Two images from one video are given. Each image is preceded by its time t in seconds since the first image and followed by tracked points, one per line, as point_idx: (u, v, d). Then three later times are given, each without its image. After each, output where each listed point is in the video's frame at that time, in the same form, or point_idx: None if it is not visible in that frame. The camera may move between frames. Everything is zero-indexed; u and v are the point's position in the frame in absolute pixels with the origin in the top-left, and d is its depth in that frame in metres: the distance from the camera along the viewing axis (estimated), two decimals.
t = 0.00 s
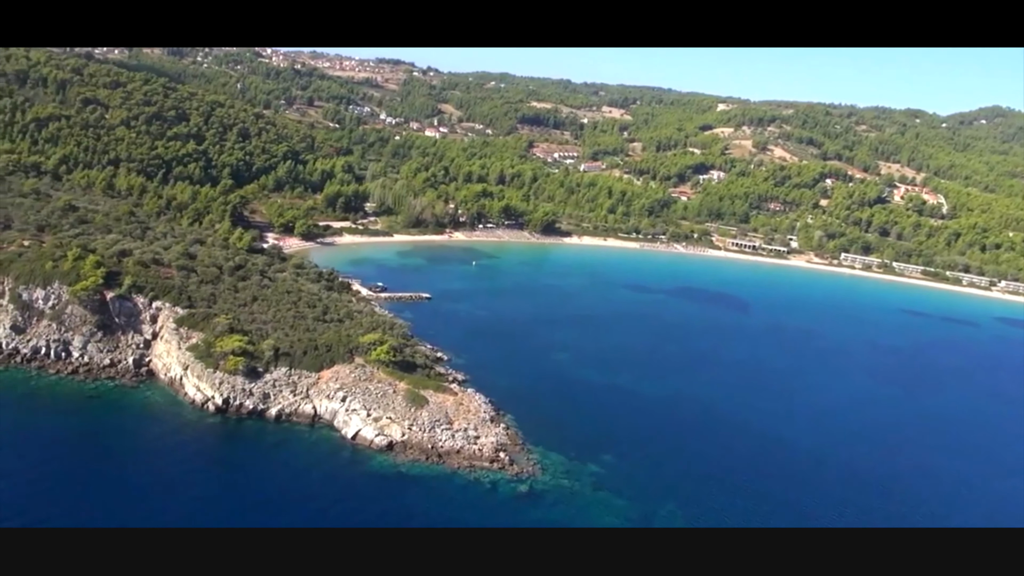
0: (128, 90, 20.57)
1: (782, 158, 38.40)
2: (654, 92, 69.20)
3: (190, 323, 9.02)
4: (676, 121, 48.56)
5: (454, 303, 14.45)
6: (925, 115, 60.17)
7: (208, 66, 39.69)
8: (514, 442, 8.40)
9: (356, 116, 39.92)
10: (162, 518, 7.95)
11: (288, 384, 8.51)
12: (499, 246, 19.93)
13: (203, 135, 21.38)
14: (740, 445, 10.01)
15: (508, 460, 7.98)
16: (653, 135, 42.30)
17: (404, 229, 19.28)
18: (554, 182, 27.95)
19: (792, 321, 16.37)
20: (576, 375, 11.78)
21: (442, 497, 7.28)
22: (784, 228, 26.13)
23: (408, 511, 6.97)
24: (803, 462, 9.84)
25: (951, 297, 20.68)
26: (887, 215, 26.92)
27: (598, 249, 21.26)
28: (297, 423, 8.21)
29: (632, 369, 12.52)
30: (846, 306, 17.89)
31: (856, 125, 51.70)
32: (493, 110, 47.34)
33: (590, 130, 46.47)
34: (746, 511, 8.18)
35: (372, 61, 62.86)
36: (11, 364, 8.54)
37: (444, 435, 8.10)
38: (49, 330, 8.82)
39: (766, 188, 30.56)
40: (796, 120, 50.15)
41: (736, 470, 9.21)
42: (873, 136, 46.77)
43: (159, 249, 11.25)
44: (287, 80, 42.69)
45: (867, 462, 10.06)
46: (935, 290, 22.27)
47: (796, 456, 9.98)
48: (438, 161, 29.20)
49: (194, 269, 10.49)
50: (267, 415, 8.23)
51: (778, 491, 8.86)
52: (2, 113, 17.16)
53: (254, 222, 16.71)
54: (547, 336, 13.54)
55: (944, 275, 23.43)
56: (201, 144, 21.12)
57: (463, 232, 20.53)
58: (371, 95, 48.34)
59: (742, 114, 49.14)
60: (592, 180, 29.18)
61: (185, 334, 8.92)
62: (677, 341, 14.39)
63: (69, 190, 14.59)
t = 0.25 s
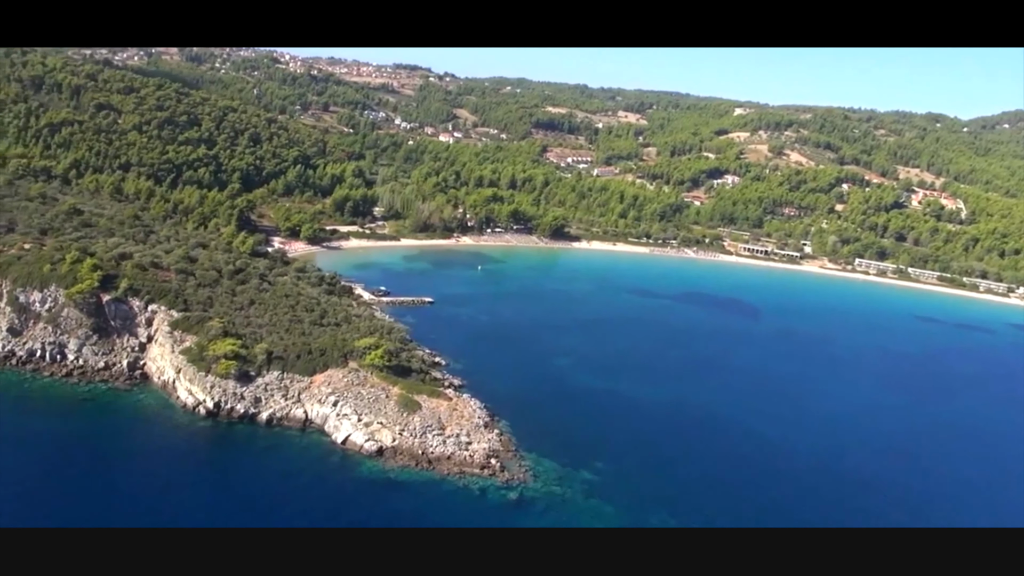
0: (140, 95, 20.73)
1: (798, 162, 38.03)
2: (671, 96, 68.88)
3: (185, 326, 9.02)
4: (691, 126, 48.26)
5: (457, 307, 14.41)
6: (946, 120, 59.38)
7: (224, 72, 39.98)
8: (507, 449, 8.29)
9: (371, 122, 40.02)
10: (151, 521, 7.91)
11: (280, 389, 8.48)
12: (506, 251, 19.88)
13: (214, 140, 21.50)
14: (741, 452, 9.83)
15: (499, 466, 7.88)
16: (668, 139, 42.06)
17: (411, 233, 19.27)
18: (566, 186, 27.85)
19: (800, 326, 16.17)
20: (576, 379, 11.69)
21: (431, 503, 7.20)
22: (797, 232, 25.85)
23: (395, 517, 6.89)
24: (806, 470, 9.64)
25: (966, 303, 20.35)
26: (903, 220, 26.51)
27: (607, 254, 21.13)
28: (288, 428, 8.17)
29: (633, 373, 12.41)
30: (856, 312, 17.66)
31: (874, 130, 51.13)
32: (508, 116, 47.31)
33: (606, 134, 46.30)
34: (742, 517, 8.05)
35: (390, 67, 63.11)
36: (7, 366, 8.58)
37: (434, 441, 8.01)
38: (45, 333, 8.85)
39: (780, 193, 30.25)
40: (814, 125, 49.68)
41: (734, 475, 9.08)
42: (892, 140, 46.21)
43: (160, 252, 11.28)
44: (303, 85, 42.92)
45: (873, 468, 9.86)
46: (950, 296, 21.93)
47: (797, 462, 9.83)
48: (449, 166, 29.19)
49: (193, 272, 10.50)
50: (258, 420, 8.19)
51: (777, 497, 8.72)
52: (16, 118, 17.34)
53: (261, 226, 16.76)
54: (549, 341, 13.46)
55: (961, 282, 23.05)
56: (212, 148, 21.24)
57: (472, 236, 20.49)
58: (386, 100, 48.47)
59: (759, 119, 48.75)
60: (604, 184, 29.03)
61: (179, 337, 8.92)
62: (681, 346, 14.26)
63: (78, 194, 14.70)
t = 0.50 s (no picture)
0: (147, 100, 20.81)
1: (808, 168, 37.75)
2: (682, 102, 68.62)
3: (175, 330, 8.97)
4: (701, 131, 48.03)
5: (456, 312, 14.31)
6: (960, 126, 58.78)
7: (235, 77, 40.16)
8: (496, 455, 8.18)
9: (380, 127, 40.06)
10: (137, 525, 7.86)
11: (268, 393, 8.41)
12: (509, 256, 19.78)
13: (220, 144, 21.55)
14: (736, 458, 9.65)
15: (486, 473, 7.77)
16: (677, 144, 41.86)
17: (414, 238, 19.22)
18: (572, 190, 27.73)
19: (804, 332, 15.97)
20: (571, 384, 11.55)
21: (416, 509, 7.10)
22: (805, 238, 25.60)
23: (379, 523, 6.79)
24: (803, 477, 9.45)
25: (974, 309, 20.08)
26: (913, 226, 26.15)
27: (611, 259, 20.99)
28: (275, 433, 8.09)
29: (630, 378, 12.27)
30: (861, 317, 17.44)
31: (887, 135, 50.71)
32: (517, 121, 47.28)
33: (615, 140, 46.15)
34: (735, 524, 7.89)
35: (401, 73, 63.24)
36: None
37: (422, 447, 7.90)
38: (34, 336, 8.83)
39: (789, 198, 30.00)
40: (825, 130, 49.32)
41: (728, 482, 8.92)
42: (904, 145, 45.80)
43: (156, 256, 11.27)
44: (313, 90, 43.05)
45: (872, 475, 9.66)
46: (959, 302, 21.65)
47: (793, 469, 9.66)
48: (456, 171, 29.15)
49: (186, 275, 10.46)
50: (245, 424, 8.12)
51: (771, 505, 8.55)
52: (22, 122, 17.40)
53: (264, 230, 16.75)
54: (547, 345, 13.34)
55: (970, 288, 22.74)
56: (217, 153, 21.28)
57: (475, 241, 20.42)
58: (397, 105, 48.52)
59: (770, 124, 48.47)
60: (612, 189, 28.89)
61: (168, 341, 8.87)
62: (681, 351, 14.10)
63: (79, 198, 14.74)
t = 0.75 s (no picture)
0: (149, 104, 20.83)
1: (814, 174, 37.51)
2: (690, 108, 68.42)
3: (160, 334, 8.90)
4: (708, 137, 47.83)
5: (451, 317, 14.20)
6: (969, 133, 58.38)
7: (242, 82, 40.23)
8: (482, 463, 8.06)
9: (385, 132, 40.04)
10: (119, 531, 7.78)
11: (252, 399, 8.32)
12: (508, 262, 19.69)
13: (221, 149, 21.55)
14: (731, 466, 9.49)
15: (471, 481, 7.65)
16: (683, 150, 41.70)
17: (413, 242, 19.16)
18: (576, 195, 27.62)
19: (803, 338, 15.80)
20: (564, 391, 11.42)
21: (398, 516, 6.99)
22: (809, 244, 25.41)
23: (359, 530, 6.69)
24: (797, 485, 9.29)
25: (978, 316, 19.87)
26: (918, 232, 25.85)
27: (612, 265, 20.86)
28: (258, 439, 8.00)
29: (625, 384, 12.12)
30: (862, 324, 17.25)
31: (894, 142, 50.39)
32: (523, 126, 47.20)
33: (622, 145, 46.01)
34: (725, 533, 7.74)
35: (409, 78, 63.27)
36: None
37: (406, 453, 7.78)
38: (20, 340, 8.78)
39: (794, 204, 29.80)
40: (833, 136, 49.06)
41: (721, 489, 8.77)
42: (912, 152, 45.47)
43: (147, 259, 11.22)
44: (319, 95, 43.09)
45: (870, 483, 9.49)
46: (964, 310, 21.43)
47: (787, 476, 9.50)
48: (459, 176, 29.09)
49: (175, 278, 10.39)
50: (228, 430, 8.04)
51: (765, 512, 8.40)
52: (23, 126, 17.42)
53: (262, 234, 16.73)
54: (542, 351, 13.21)
55: (975, 296, 22.50)
56: (219, 157, 21.29)
57: (475, 246, 20.34)
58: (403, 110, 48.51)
59: (777, 130, 48.23)
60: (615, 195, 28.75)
61: (153, 345, 8.80)
62: (678, 357, 13.94)
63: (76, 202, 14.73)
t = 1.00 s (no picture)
0: (148, 109, 20.83)
1: (817, 181, 37.30)
2: (695, 115, 68.23)
3: (140, 339, 8.83)
4: (712, 144, 47.65)
5: (442, 324, 14.07)
6: (976, 141, 58.03)
7: (245, 88, 40.29)
8: (462, 471, 7.95)
9: (388, 138, 40.01)
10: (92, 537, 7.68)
11: (230, 405, 8.24)
12: (504, 268, 19.59)
13: (219, 154, 21.54)
14: (722, 476, 9.30)
15: (449, 489, 7.53)
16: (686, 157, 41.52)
17: (409, 248, 19.09)
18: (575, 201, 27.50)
19: (799, 346, 15.62)
20: (553, 398, 11.26)
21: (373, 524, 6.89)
22: (809, 252, 25.23)
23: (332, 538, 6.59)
24: (787, 494, 9.11)
25: (978, 324, 19.68)
26: (920, 239, 25.65)
27: (609, 271, 20.75)
28: (236, 445, 7.91)
29: (615, 391, 11.95)
30: (860, 332, 17.06)
31: (900, 149, 50.12)
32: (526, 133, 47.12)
33: (625, 152, 45.87)
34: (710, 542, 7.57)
35: (414, 85, 63.29)
36: None
37: (384, 460, 7.66)
38: None
39: (795, 212, 29.62)
40: (837, 144, 48.84)
41: (707, 499, 8.59)
42: (917, 159, 45.21)
43: (134, 263, 11.17)
44: (323, 101, 43.09)
45: (861, 492, 9.30)
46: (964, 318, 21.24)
47: (777, 485, 9.31)
48: (459, 182, 29.01)
49: (160, 283, 10.34)
50: (205, 436, 7.95)
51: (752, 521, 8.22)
52: (21, 130, 17.44)
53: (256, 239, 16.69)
54: (532, 358, 13.06)
55: (976, 304, 22.29)
56: (217, 162, 21.29)
57: (471, 252, 20.26)
58: (407, 116, 48.48)
59: (781, 137, 48.04)
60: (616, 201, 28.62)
61: (133, 350, 8.74)
62: (671, 365, 13.77)
63: (70, 206, 14.71)
